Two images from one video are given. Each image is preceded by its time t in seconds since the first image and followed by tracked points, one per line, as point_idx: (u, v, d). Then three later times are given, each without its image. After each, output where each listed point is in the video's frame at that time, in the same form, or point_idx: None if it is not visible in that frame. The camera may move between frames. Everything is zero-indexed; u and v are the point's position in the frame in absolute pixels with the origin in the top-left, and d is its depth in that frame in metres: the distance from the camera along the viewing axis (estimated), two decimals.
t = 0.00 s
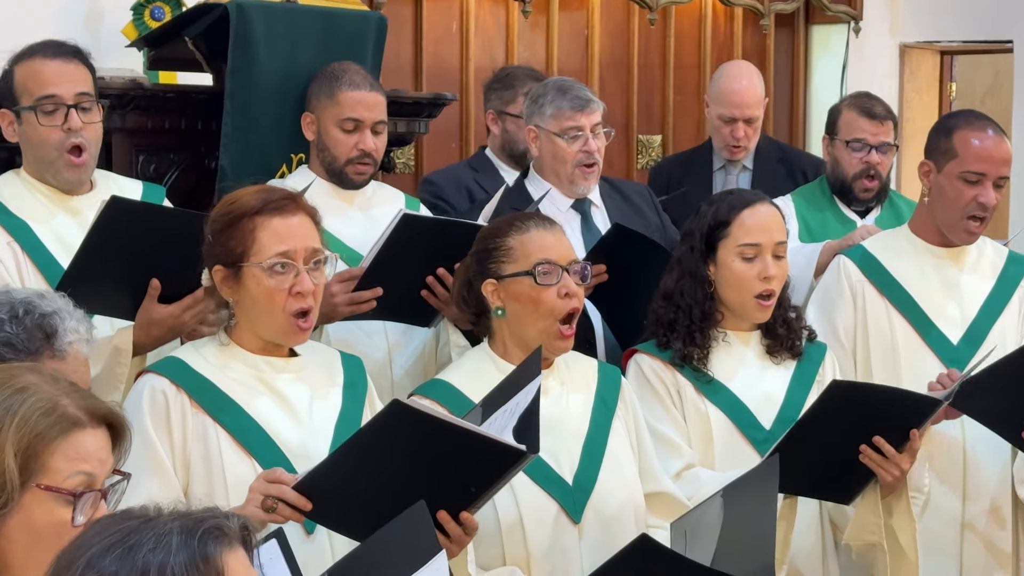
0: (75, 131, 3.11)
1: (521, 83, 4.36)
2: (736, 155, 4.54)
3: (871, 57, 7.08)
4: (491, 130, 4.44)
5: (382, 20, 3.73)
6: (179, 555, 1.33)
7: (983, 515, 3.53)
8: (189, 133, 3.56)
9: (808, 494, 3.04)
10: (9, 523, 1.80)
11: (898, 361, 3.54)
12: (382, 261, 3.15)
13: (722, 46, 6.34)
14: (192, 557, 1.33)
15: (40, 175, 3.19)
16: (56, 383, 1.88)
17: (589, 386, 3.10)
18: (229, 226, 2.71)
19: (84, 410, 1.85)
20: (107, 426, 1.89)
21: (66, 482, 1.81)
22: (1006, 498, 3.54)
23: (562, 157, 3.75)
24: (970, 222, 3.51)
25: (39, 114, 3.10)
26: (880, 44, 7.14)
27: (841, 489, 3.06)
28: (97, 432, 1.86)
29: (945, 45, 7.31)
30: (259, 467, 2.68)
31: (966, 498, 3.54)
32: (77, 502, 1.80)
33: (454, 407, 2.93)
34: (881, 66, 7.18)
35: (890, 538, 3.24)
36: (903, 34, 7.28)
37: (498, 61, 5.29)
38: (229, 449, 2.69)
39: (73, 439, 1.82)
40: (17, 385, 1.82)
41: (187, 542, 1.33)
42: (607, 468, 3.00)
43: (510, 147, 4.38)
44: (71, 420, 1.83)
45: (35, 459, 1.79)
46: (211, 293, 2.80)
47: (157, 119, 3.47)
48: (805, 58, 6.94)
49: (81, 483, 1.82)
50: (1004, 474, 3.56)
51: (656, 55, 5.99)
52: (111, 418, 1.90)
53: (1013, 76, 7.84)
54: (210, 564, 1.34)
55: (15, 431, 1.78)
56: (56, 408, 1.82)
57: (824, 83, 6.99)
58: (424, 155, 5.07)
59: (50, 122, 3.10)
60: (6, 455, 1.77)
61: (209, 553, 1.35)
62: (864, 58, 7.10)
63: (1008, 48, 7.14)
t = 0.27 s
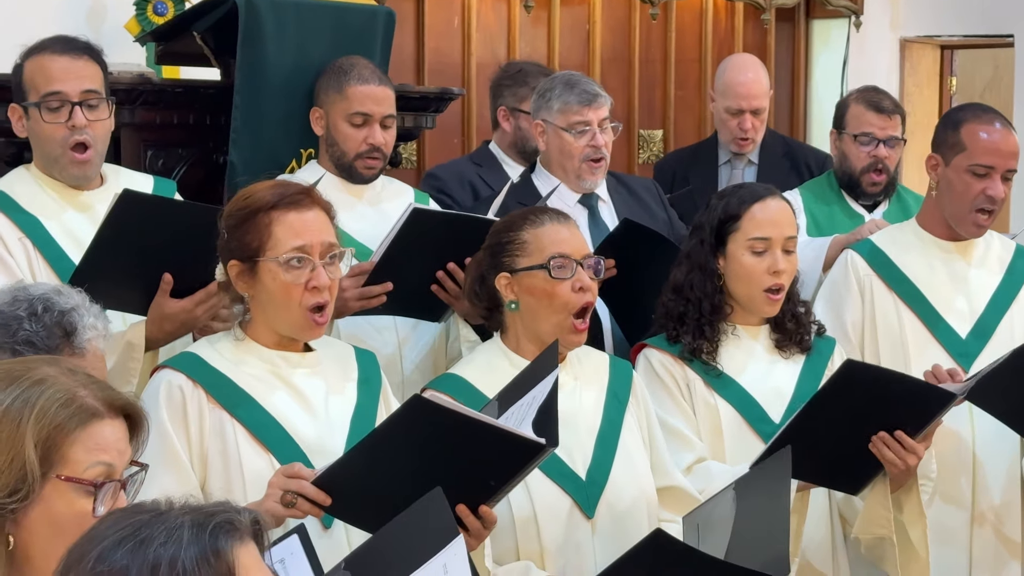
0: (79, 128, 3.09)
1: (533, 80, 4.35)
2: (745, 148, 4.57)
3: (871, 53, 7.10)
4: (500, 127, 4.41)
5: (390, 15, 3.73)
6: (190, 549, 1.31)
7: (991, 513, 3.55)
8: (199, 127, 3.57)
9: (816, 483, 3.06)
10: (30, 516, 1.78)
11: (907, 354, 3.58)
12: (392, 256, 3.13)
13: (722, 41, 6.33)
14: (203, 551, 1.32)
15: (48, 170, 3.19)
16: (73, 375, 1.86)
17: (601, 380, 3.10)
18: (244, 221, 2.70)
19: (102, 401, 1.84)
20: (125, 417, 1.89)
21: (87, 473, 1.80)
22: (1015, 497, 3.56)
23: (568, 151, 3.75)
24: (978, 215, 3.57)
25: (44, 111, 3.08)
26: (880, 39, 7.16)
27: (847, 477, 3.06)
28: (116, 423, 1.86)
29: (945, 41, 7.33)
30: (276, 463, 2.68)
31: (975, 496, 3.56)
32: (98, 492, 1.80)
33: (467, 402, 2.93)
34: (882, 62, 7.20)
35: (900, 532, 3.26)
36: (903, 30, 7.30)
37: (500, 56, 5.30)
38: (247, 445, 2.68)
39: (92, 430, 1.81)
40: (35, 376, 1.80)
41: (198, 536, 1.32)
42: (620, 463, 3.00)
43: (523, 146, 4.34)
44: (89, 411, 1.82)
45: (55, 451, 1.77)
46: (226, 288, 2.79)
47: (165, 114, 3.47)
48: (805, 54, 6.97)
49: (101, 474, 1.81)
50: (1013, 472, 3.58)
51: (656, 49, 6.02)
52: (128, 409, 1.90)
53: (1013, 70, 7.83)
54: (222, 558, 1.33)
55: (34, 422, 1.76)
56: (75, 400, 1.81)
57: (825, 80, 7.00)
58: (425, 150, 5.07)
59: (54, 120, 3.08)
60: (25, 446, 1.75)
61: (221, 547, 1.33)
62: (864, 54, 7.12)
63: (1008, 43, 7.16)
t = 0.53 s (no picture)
0: (98, 122, 3.11)
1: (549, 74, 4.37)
2: (752, 139, 4.59)
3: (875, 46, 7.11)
4: (516, 121, 4.43)
5: (400, 11, 3.80)
6: (207, 541, 1.30)
7: (1003, 509, 3.57)
8: (209, 121, 3.56)
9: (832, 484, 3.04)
10: (49, 507, 1.76)
11: (918, 343, 3.59)
12: (408, 250, 3.13)
13: (726, 35, 6.33)
14: (221, 543, 1.31)
15: (65, 165, 3.20)
16: (88, 365, 1.86)
17: (617, 374, 3.10)
18: (261, 214, 2.69)
19: (117, 391, 1.83)
20: (141, 407, 1.87)
21: (102, 463, 1.78)
22: None
23: (580, 146, 3.75)
24: (988, 207, 3.58)
25: (63, 106, 3.09)
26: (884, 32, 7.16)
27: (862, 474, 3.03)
28: (131, 413, 1.84)
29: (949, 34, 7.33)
30: (295, 457, 2.67)
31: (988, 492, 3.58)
32: (115, 482, 1.77)
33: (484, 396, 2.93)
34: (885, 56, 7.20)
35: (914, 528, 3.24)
36: (907, 23, 7.30)
37: (504, 49, 5.32)
38: (265, 439, 2.68)
39: (108, 421, 1.80)
40: (49, 368, 1.80)
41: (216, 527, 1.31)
42: (635, 457, 3.00)
43: (537, 140, 4.39)
44: (104, 401, 1.80)
45: (71, 442, 1.76)
46: (240, 281, 2.77)
47: (176, 107, 3.43)
48: (809, 48, 6.98)
49: (117, 464, 1.79)
50: None
51: (660, 43, 6.04)
52: (144, 399, 1.87)
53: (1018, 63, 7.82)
54: (239, 550, 1.32)
55: (49, 414, 1.75)
56: (89, 390, 1.80)
57: (829, 73, 7.01)
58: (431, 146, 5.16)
59: (74, 114, 3.09)
60: (40, 437, 1.74)
61: (238, 539, 1.32)
62: (868, 47, 7.13)
63: (1013, 36, 7.16)
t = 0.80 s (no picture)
0: (125, 114, 3.13)
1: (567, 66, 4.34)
2: (758, 129, 4.60)
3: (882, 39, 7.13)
4: (536, 113, 4.42)
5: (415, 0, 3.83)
6: (229, 531, 1.31)
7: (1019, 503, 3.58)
8: (222, 113, 3.57)
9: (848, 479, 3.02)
10: (65, 496, 1.78)
11: (933, 335, 3.60)
12: (427, 244, 3.13)
13: (735, 27, 6.34)
14: (242, 533, 1.31)
15: (88, 157, 3.22)
16: (99, 351, 1.85)
17: (635, 366, 3.10)
18: (281, 205, 2.69)
19: (127, 376, 1.82)
20: (155, 392, 1.87)
21: (116, 449, 1.79)
22: None
23: (595, 138, 3.76)
24: (1000, 197, 3.60)
25: (90, 97, 3.12)
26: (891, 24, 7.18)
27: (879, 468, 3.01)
28: (144, 397, 1.84)
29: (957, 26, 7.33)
30: (314, 449, 2.67)
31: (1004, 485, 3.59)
32: (128, 469, 1.78)
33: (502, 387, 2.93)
34: (892, 48, 7.21)
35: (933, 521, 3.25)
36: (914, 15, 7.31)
37: (513, 41, 5.43)
38: (283, 430, 2.68)
39: (119, 406, 1.80)
40: (60, 357, 1.80)
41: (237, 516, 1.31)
42: (653, 450, 3.00)
43: (555, 131, 4.37)
44: (114, 387, 1.80)
45: (83, 429, 1.76)
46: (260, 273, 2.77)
47: (190, 99, 3.44)
48: (817, 40, 6.99)
49: (132, 449, 1.80)
50: None
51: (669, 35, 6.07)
52: (156, 383, 1.86)
53: None
54: (261, 541, 1.32)
55: (59, 403, 1.76)
56: (99, 376, 1.80)
57: (837, 64, 7.00)
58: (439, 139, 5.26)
59: (100, 104, 3.12)
60: (52, 428, 1.75)
61: (259, 530, 1.33)
62: (876, 39, 7.13)
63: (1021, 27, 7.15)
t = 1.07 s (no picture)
0: (145, 108, 3.14)
1: (582, 55, 4.42)
2: (767, 120, 4.59)
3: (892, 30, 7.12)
4: (556, 102, 4.45)
5: None
6: (247, 519, 1.30)
7: None
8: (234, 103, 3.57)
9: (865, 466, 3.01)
10: (79, 477, 1.78)
11: (947, 328, 3.59)
12: (443, 234, 3.13)
13: (746, 18, 6.33)
14: (260, 521, 1.31)
15: (108, 148, 3.23)
16: (108, 334, 1.85)
17: (651, 357, 3.10)
18: (296, 194, 2.68)
19: (137, 355, 1.83)
20: (165, 370, 1.87)
21: (128, 428, 1.79)
22: None
23: (610, 129, 3.76)
24: (1011, 185, 3.59)
25: (112, 88, 3.11)
26: (901, 16, 7.17)
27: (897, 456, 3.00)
28: (154, 376, 1.84)
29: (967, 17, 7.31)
30: (328, 438, 2.67)
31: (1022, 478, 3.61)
32: (140, 446, 1.79)
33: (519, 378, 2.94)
34: (902, 40, 7.20)
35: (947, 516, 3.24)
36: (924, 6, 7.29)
37: (523, 32, 5.46)
38: (298, 419, 2.68)
39: (129, 384, 1.80)
40: (70, 340, 1.81)
41: (254, 504, 1.31)
42: (668, 441, 3.00)
43: (571, 121, 4.37)
44: (124, 365, 1.81)
45: (93, 408, 1.77)
46: (276, 263, 2.77)
47: (203, 90, 3.44)
48: (827, 30, 6.97)
49: (144, 427, 1.80)
50: None
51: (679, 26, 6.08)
52: (167, 363, 1.87)
53: None
54: (277, 528, 1.32)
55: (68, 383, 1.76)
56: (107, 354, 1.80)
57: (848, 56, 6.99)
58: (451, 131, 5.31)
59: (121, 97, 3.12)
60: (62, 407, 1.75)
61: (276, 517, 1.32)
62: (886, 30, 7.13)
63: None
